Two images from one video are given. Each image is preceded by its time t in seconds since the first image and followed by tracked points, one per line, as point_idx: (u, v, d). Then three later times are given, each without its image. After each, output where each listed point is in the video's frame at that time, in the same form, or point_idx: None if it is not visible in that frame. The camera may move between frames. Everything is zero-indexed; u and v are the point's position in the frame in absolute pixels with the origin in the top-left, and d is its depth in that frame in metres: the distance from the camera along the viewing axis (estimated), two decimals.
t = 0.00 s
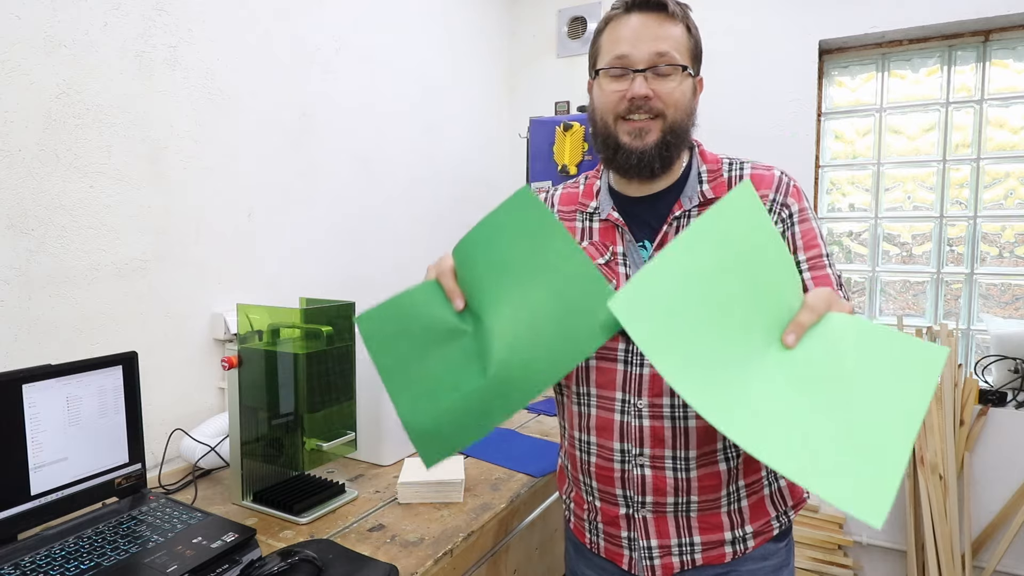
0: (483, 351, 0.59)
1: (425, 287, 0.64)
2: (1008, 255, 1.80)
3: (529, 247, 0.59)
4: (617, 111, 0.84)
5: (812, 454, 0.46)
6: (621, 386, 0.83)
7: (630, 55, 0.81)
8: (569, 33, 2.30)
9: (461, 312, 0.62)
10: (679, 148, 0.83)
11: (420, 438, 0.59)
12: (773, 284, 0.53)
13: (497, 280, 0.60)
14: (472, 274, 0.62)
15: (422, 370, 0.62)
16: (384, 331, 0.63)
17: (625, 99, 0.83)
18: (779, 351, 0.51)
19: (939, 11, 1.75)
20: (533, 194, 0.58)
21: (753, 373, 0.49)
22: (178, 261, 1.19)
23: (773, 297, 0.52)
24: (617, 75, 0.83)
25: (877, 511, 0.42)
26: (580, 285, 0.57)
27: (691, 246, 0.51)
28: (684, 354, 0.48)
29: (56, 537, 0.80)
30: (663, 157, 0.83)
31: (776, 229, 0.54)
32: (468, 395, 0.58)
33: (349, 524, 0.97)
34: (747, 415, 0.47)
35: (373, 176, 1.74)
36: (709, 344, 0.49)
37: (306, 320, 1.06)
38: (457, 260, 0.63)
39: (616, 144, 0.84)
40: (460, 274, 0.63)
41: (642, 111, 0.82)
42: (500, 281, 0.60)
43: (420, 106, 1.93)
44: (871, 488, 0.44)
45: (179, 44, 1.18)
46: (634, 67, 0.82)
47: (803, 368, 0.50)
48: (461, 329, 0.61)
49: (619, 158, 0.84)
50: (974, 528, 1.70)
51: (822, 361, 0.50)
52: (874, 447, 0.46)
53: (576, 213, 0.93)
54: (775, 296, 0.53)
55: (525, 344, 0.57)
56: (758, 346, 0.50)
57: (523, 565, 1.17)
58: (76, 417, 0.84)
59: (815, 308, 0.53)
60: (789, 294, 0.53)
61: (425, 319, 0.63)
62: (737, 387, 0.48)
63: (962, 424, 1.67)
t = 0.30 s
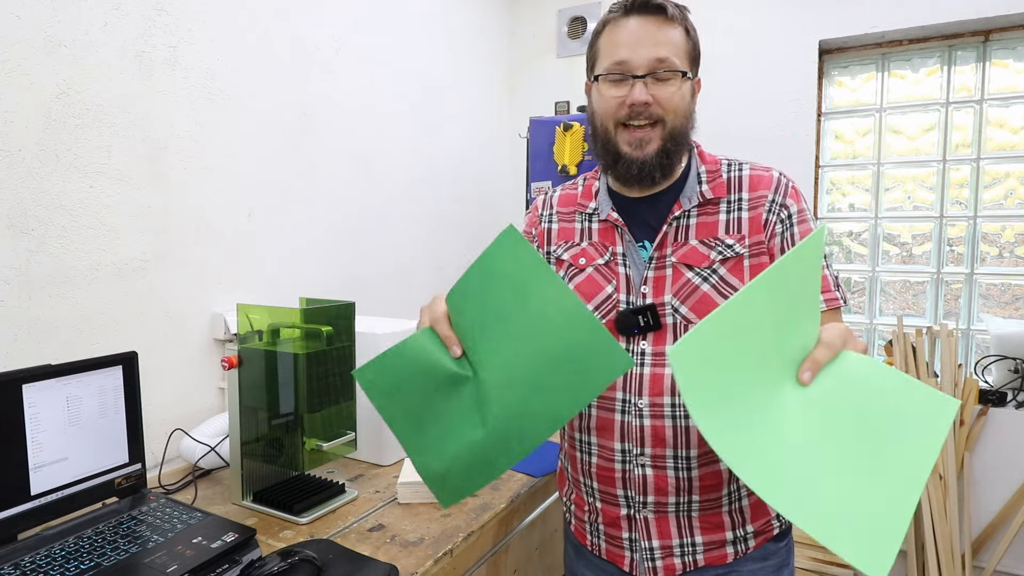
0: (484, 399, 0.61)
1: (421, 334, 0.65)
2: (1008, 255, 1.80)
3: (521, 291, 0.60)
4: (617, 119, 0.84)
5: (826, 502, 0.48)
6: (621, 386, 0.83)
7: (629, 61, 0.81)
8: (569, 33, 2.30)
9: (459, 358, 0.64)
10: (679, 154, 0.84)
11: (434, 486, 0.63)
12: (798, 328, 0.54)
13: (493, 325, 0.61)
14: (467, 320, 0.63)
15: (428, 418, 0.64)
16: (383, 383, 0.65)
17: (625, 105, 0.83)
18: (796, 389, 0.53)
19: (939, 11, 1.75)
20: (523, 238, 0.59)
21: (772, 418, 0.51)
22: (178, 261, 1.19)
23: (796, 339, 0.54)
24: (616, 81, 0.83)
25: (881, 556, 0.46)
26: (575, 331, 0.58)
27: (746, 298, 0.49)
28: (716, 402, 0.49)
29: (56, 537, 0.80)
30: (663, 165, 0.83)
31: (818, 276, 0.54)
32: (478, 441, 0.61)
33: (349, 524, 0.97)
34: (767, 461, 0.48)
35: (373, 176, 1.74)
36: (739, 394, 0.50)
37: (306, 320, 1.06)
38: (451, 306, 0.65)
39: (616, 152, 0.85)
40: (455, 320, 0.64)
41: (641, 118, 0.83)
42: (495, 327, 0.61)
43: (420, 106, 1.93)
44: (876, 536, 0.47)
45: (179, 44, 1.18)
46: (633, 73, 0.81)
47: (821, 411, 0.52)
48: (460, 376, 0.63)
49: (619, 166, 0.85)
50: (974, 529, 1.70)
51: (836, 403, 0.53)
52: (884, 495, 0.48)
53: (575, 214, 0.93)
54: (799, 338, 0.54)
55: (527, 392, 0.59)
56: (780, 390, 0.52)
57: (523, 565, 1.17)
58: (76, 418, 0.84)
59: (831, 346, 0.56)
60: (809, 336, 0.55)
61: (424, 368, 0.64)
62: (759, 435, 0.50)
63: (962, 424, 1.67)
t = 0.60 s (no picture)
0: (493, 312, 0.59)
1: (424, 264, 0.63)
2: (1008, 255, 1.80)
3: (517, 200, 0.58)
4: (617, 109, 0.83)
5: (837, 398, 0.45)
6: (619, 384, 0.83)
7: (629, 53, 0.81)
8: (569, 33, 2.30)
9: (463, 280, 0.62)
10: (679, 146, 0.83)
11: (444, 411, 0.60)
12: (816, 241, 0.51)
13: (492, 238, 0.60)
14: (467, 241, 0.61)
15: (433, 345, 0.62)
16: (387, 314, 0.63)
17: (625, 96, 0.82)
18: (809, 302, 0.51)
19: (939, 11, 1.75)
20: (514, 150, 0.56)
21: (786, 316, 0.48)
22: (178, 261, 1.19)
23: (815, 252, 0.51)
24: (616, 73, 0.83)
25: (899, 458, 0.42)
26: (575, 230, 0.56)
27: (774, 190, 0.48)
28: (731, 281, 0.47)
29: (56, 537, 0.80)
30: (663, 153, 0.82)
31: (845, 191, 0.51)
32: (485, 356, 0.59)
33: (349, 524, 0.97)
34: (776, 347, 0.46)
35: (373, 175, 1.74)
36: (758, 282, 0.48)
37: (306, 320, 1.06)
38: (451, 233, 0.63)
39: (616, 140, 0.84)
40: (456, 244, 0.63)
41: (641, 107, 0.82)
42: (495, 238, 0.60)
43: (420, 106, 1.93)
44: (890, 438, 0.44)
45: (179, 44, 1.18)
46: (633, 64, 0.82)
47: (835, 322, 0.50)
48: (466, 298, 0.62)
49: (619, 155, 0.84)
50: (973, 528, 1.70)
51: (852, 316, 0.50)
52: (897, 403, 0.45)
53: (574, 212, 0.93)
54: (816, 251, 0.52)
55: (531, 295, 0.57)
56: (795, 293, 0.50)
57: (523, 565, 1.17)
58: (76, 418, 0.84)
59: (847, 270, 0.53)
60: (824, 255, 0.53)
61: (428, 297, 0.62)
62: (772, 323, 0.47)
63: (962, 424, 1.67)
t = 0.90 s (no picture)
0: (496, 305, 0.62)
1: (428, 265, 0.67)
2: (1008, 255, 1.80)
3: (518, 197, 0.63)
4: (618, 118, 0.83)
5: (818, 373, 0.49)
6: (618, 385, 0.83)
7: (631, 59, 0.81)
8: (569, 33, 2.30)
9: (467, 277, 0.65)
10: (679, 153, 0.84)
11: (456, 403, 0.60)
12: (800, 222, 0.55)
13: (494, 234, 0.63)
14: (470, 238, 0.65)
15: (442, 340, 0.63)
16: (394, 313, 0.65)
17: (626, 104, 0.82)
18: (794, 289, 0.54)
19: (940, 11, 1.75)
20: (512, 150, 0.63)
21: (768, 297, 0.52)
22: (178, 261, 1.19)
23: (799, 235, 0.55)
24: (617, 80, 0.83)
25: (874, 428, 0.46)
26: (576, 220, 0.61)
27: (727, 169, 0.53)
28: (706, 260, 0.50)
29: (56, 537, 0.80)
30: (663, 161, 0.83)
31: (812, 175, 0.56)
32: (492, 348, 0.60)
33: (349, 524, 0.97)
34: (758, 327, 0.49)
35: (373, 175, 1.74)
36: (736, 263, 0.51)
37: (306, 320, 1.06)
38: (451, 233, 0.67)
39: (617, 147, 0.84)
40: (460, 244, 0.66)
41: (643, 117, 0.82)
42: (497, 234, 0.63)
43: (420, 106, 1.93)
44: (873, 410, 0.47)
45: (179, 44, 1.18)
46: (635, 72, 0.82)
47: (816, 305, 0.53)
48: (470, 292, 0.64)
49: (619, 161, 0.84)
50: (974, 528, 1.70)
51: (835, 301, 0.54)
52: (877, 377, 0.49)
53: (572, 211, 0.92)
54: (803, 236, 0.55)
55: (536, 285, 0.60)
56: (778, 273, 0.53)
57: (523, 565, 1.17)
58: (76, 418, 0.84)
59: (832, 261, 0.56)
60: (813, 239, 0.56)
61: (435, 294, 0.65)
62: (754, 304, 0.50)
63: (962, 424, 1.67)
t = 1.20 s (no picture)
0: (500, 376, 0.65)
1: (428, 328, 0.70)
2: (1008, 255, 1.80)
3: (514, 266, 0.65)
4: (616, 117, 0.84)
5: (818, 480, 0.52)
6: (617, 386, 0.83)
7: (631, 59, 0.81)
8: (569, 33, 2.30)
9: (468, 344, 0.69)
10: (677, 154, 0.84)
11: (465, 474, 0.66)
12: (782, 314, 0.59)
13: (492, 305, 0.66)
14: (468, 306, 0.68)
15: (448, 409, 0.68)
16: (400, 382, 0.70)
17: (625, 103, 0.83)
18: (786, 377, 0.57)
19: (940, 11, 1.75)
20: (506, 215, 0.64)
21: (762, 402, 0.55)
22: (178, 261, 1.19)
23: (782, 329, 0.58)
24: (617, 79, 0.83)
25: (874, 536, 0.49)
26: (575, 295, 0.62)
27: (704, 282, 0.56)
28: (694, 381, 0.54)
29: (56, 537, 0.80)
30: (660, 164, 0.83)
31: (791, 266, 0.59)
32: (497, 422, 0.65)
33: (349, 524, 0.97)
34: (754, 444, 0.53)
35: (373, 175, 1.74)
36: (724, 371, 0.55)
37: (306, 320, 1.06)
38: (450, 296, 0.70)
39: (615, 147, 0.84)
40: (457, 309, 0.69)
41: (641, 118, 0.83)
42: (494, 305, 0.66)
43: (420, 106, 1.94)
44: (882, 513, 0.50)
45: (179, 44, 1.18)
46: (635, 72, 0.82)
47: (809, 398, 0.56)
48: (472, 361, 0.67)
49: (617, 162, 0.84)
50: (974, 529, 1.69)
51: (827, 388, 0.57)
52: (874, 476, 0.52)
53: (572, 214, 0.94)
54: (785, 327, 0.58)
55: (538, 362, 0.63)
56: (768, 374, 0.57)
57: (523, 565, 1.17)
58: (76, 418, 0.84)
59: (820, 337, 0.59)
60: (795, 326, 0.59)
61: (437, 359, 0.69)
62: (747, 420, 0.54)
63: (962, 424, 1.67)
